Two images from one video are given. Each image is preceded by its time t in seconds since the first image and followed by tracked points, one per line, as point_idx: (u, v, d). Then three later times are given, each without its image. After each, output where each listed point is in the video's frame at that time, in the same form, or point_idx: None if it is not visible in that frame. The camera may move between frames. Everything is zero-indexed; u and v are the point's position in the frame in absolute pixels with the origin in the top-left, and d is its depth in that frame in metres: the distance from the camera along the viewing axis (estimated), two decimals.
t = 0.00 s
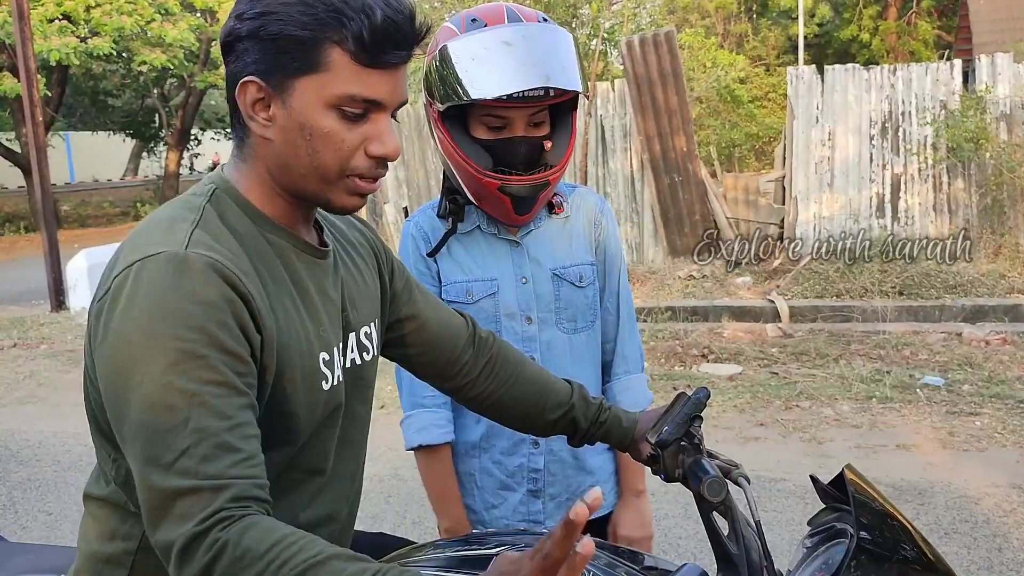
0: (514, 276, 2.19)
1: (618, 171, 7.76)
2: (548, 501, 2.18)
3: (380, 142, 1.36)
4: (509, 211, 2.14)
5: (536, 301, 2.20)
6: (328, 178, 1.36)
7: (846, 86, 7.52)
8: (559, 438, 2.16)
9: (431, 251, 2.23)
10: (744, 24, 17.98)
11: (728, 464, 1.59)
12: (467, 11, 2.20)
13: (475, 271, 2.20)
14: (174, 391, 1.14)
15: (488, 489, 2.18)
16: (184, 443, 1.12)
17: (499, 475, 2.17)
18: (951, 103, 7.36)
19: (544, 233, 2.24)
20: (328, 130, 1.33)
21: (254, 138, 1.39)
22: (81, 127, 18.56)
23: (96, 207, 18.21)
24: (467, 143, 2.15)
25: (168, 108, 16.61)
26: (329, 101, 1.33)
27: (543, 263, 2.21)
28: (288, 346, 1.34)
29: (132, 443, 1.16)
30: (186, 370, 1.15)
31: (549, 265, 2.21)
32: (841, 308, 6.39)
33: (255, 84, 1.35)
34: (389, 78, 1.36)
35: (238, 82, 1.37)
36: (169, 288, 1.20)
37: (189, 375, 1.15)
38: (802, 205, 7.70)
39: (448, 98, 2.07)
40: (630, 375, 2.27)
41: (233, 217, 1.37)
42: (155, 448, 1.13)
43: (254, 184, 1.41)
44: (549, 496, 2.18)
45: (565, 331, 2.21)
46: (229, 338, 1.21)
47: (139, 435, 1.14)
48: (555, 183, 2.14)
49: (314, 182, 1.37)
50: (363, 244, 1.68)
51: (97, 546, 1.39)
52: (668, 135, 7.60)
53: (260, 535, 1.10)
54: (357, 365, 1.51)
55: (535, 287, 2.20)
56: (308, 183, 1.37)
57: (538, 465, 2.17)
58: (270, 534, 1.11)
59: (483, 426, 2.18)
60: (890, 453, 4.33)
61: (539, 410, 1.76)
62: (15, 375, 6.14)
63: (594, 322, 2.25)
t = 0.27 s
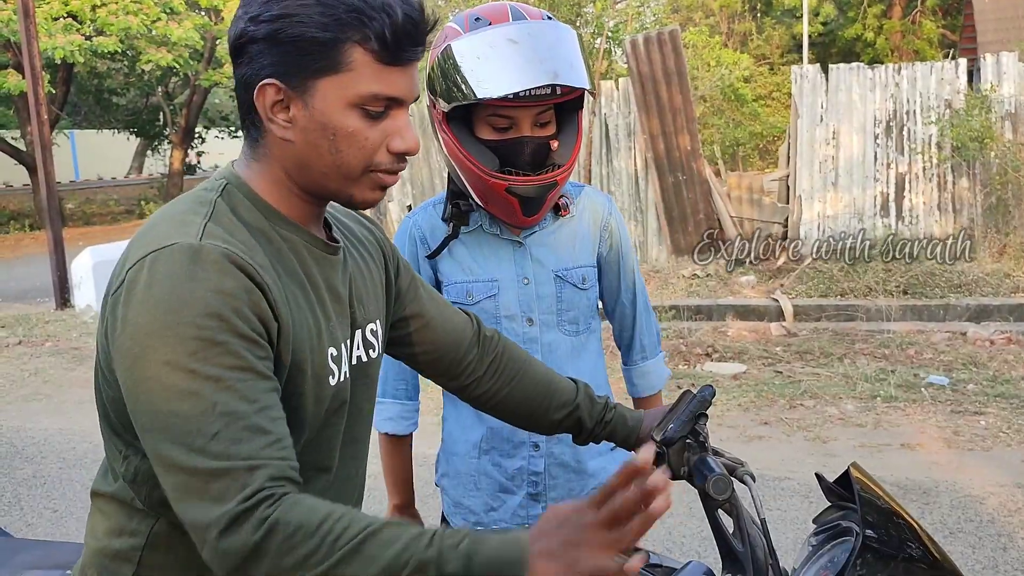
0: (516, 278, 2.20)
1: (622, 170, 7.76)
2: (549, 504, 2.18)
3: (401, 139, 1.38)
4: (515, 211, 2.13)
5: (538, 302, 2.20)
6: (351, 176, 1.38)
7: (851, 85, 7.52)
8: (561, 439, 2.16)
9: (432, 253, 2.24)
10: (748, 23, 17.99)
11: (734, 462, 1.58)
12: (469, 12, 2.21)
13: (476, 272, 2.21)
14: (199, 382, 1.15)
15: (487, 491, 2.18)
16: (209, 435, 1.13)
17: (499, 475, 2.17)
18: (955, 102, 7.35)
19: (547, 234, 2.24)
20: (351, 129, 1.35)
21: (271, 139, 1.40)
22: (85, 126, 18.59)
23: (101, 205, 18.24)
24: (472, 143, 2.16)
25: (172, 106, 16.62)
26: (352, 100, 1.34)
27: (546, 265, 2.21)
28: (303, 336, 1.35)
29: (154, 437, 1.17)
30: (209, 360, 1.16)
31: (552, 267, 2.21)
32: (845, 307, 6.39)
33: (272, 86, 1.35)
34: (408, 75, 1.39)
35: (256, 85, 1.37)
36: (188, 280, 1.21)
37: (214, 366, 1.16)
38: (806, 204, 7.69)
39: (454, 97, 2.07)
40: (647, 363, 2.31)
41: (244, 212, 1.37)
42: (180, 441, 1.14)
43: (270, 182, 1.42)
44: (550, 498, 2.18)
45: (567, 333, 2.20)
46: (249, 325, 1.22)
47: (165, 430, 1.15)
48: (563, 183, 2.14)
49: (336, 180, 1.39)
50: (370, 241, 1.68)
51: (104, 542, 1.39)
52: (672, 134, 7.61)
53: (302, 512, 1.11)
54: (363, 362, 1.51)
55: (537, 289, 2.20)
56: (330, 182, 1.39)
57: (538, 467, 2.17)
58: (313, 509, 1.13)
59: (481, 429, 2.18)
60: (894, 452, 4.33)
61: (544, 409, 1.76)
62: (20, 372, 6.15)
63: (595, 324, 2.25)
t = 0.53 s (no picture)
0: (514, 278, 2.19)
1: (627, 168, 7.75)
2: (549, 506, 2.16)
3: (388, 122, 1.36)
4: (513, 213, 2.13)
5: (537, 303, 2.20)
6: (343, 165, 1.37)
7: (856, 83, 7.50)
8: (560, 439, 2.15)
9: (428, 257, 2.23)
10: (753, 22, 17.97)
11: (737, 461, 1.57)
12: (459, 9, 2.17)
13: (474, 274, 2.20)
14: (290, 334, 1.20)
15: (484, 493, 2.17)
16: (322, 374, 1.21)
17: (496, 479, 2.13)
18: (961, 100, 7.33)
19: (545, 233, 2.24)
20: (336, 118, 1.34)
21: (266, 136, 1.40)
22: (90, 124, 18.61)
23: (106, 203, 18.26)
24: (465, 144, 2.14)
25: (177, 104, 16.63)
26: (332, 88, 1.33)
27: (544, 264, 2.21)
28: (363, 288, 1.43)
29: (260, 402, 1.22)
30: (290, 310, 1.21)
31: (550, 267, 2.22)
32: (850, 306, 6.38)
33: (258, 83, 1.36)
34: (387, 57, 1.36)
35: (243, 84, 1.38)
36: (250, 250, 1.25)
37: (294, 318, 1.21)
38: (811, 203, 7.68)
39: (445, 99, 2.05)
40: (613, 363, 2.43)
41: (263, 206, 1.39)
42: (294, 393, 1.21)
43: (272, 178, 1.42)
44: (549, 500, 2.16)
45: (567, 333, 2.21)
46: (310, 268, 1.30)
47: (272, 389, 1.21)
48: (560, 182, 2.13)
49: (329, 171, 1.38)
50: (371, 238, 1.68)
51: (110, 540, 1.40)
52: (676, 133, 7.59)
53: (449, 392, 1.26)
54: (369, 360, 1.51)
55: (536, 290, 2.20)
56: (323, 173, 1.38)
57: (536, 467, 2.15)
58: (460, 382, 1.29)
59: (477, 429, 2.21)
60: (899, 451, 4.32)
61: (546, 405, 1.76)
62: (26, 370, 6.16)
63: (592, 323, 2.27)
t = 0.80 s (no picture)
0: (504, 283, 2.19)
1: (630, 167, 7.76)
2: (540, 506, 2.15)
3: (399, 117, 1.36)
4: (505, 219, 2.13)
5: (527, 308, 2.19)
6: (356, 163, 1.37)
7: (860, 83, 7.49)
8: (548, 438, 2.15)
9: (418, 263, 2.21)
10: (757, 21, 17.96)
11: (743, 461, 1.58)
12: (449, 15, 2.17)
13: (465, 279, 2.19)
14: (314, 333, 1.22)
15: (478, 498, 2.15)
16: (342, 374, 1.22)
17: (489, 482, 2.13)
18: (966, 100, 7.33)
19: (534, 237, 2.23)
20: (346, 117, 1.34)
21: (279, 141, 1.40)
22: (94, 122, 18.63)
23: (110, 201, 18.29)
24: (460, 152, 2.13)
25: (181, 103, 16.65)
26: (341, 87, 1.34)
27: (534, 270, 2.21)
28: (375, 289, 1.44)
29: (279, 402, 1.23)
30: (316, 309, 1.22)
31: (540, 272, 2.21)
32: (853, 306, 6.38)
33: (267, 89, 1.36)
34: (390, 52, 1.37)
35: (251, 92, 1.38)
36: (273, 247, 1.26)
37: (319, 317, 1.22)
38: (815, 202, 7.68)
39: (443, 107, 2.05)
40: (622, 368, 2.32)
41: (283, 205, 1.39)
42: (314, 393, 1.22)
43: (289, 181, 1.42)
44: (539, 500, 2.15)
45: (556, 337, 2.22)
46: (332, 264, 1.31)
47: (291, 389, 1.22)
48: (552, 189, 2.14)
49: (343, 170, 1.38)
50: (380, 235, 1.68)
51: (118, 538, 1.40)
52: (680, 132, 7.58)
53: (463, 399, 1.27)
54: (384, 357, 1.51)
55: (527, 294, 2.20)
56: (338, 173, 1.38)
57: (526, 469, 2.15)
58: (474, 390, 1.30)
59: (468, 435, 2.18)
60: (903, 452, 4.32)
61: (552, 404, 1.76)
62: (30, 367, 6.17)
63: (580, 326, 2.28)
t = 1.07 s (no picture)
0: (501, 283, 2.19)
1: (631, 166, 7.76)
2: (537, 507, 2.16)
3: (393, 118, 1.36)
4: (499, 218, 2.13)
5: (524, 307, 2.19)
6: (350, 164, 1.37)
7: (862, 81, 7.48)
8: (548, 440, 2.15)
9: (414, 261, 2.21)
10: (759, 19, 17.95)
11: (744, 459, 1.57)
12: (442, 13, 2.16)
13: (462, 278, 2.19)
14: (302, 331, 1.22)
15: (478, 501, 2.15)
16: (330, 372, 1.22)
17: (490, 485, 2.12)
18: (967, 99, 7.32)
19: (530, 237, 2.24)
20: (340, 118, 1.34)
21: (272, 139, 1.40)
22: (95, 119, 18.63)
23: (111, 198, 18.30)
24: (453, 150, 2.13)
25: (182, 100, 16.64)
26: (336, 87, 1.33)
27: (530, 269, 2.21)
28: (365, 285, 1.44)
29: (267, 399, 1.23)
30: (305, 306, 1.22)
31: (536, 271, 2.21)
32: (854, 304, 6.38)
33: (261, 86, 1.36)
34: (387, 53, 1.36)
35: (245, 87, 1.38)
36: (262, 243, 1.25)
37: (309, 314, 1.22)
38: (816, 201, 7.67)
39: (436, 105, 2.04)
40: (613, 374, 2.30)
41: (276, 201, 1.39)
42: (303, 390, 1.22)
43: (283, 177, 1.43)
44: (539, 501, 2.16)
45: (554, 336, 2.22)
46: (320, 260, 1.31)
47: (279, 386, 1.22)
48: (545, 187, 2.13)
49: (337, 170, 1.38)
50: (379, 234, 1.68)
51: (114, 534, 1.40)
52: (681, 130, 7.57)
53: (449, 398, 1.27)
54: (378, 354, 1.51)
55: (523, 293, 2.20)
56: (332, 172, 1.38)
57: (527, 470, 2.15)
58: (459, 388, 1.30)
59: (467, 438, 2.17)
60: (903, 451, 4.32)
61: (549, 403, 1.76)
62: (30, 364, 6.18)
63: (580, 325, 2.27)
